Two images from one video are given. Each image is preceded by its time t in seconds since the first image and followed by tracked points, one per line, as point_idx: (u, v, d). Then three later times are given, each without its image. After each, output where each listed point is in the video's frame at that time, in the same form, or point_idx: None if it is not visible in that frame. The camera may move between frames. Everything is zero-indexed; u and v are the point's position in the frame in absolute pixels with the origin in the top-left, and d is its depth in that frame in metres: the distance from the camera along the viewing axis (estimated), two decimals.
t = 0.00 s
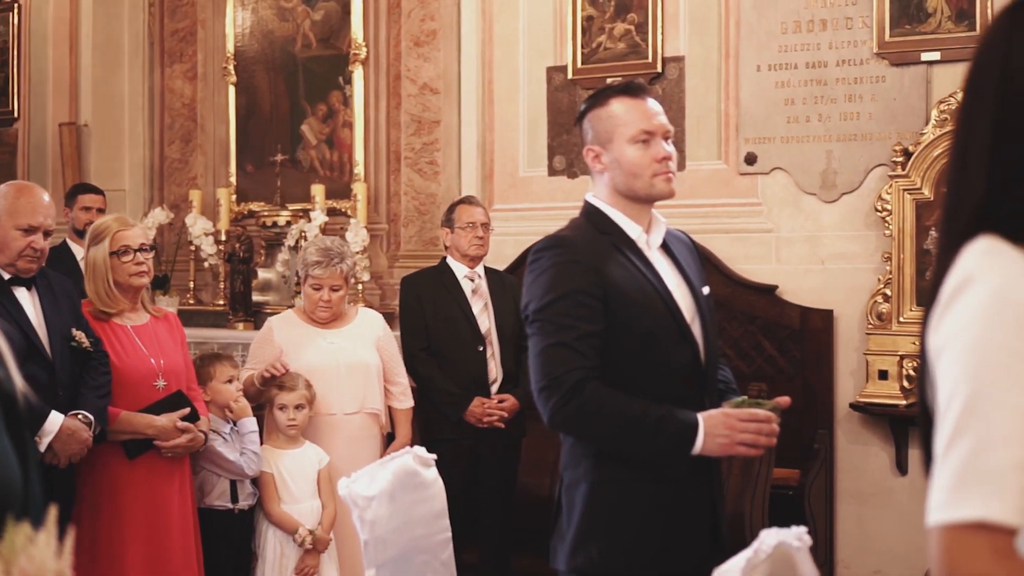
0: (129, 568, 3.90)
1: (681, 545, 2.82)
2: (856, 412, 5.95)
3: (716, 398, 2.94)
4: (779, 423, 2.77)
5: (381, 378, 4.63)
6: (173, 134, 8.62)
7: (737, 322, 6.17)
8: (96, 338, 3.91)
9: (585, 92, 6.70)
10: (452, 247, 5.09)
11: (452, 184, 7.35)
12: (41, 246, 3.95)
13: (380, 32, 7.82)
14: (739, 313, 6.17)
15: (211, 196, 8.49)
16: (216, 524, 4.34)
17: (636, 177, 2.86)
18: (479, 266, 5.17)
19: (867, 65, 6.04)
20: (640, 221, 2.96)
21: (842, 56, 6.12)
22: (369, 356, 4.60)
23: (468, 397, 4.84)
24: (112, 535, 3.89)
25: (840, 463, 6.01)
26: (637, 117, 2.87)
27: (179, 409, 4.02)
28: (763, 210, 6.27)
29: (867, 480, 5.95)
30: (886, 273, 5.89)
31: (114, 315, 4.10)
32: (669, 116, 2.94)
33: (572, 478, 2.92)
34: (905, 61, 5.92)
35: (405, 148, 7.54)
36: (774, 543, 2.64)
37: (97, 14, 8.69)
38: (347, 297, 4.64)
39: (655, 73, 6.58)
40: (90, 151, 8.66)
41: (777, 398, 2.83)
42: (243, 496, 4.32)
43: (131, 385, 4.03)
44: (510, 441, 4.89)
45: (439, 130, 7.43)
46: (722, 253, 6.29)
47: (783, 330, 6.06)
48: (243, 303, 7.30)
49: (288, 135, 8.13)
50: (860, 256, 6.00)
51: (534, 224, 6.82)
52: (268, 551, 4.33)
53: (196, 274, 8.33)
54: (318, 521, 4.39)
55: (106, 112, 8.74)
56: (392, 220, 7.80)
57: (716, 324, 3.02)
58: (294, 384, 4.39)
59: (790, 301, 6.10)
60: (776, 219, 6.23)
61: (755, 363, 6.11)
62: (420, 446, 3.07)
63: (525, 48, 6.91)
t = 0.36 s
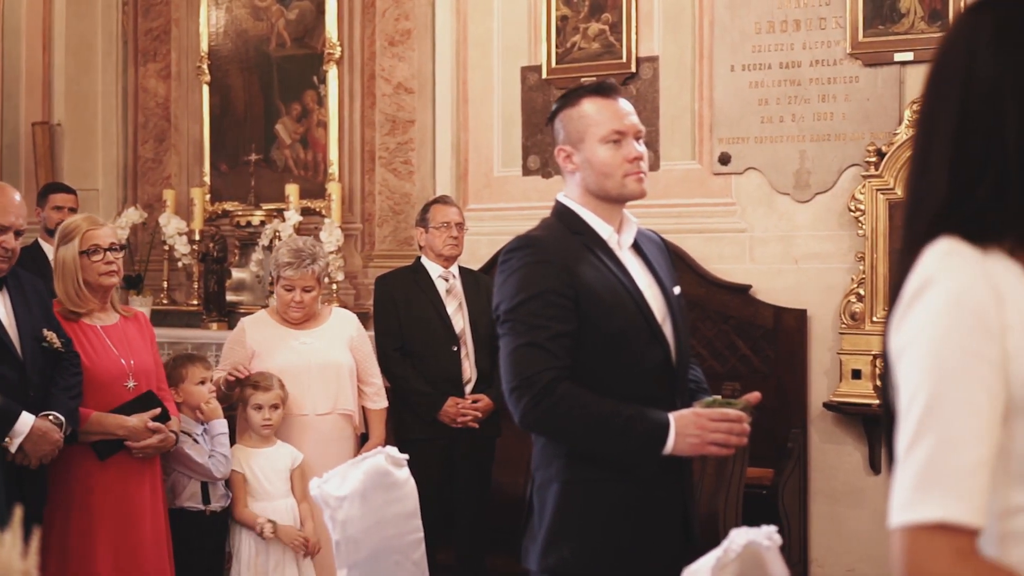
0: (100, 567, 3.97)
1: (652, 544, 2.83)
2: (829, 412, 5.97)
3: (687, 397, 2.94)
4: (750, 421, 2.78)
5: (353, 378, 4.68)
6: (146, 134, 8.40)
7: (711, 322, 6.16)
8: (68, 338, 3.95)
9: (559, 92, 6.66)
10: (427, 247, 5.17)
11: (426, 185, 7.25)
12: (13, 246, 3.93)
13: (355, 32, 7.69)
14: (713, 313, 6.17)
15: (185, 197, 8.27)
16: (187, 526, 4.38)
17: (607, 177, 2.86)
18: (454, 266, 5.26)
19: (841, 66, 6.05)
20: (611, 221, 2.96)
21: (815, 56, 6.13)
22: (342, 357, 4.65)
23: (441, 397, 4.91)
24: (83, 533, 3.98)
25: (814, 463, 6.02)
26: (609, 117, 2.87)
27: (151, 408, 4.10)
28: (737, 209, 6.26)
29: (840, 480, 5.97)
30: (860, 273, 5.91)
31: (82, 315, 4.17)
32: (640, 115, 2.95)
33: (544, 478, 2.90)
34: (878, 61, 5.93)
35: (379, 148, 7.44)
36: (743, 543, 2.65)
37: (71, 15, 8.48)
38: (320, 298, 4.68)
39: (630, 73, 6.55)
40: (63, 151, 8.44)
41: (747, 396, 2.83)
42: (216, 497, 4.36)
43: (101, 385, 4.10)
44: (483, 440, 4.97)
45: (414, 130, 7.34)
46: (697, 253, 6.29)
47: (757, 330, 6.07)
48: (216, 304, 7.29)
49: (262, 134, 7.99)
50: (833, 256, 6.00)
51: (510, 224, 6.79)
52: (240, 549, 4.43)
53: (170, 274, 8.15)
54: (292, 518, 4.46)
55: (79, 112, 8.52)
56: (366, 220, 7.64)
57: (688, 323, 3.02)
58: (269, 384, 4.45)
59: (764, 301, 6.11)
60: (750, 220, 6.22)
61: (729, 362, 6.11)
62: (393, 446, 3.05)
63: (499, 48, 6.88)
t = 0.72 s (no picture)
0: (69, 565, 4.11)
1: (625, 543, 2.82)
2: (803, 412, 5.98)
3: (659, 398, 2.94)
4: (722, 422, 2.80)
5: (325, 378, 4.74)
6: (118, 133, 8.25)
7: (686, 323, 6.17)
8: (37, 339, 3.97)
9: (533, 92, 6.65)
10: (402, 247, 5.23)
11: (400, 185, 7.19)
12: None
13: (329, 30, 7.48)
14: (688, 313, 6.18)
15: (158, 197, 8.10)
16: (162, 528, 4.42)
17: (579, 177, 2.86)
18: (428, 266, 5.32)
19: (815, 66, 6.03)
20: (584, 221, 2.95)
21: (789, 56, 6.10)
22: (314, 358, 4.71)
23: (415, 398, 4.98)
24: (51, 534, 4.11)
25: (788, 463, 6.02)
26: (581, 117, 2.88)
27: (120, 410, 4.16)
28: (710, 209, 6.25)
29: (814, 479, 5.97)
30: (833, 273, 5.89)
31: (51, 315, 4.24)
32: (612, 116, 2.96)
33: (516, 479, 2.88)
34: (852, 61, 5.91)
35: (353, 147, 7.40)
36: (715, 542, 2.66)
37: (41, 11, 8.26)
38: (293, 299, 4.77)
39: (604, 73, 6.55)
40: (33, 150, 8.27)
41: (720, 394, 2.86)
42: (191, 499, 4.37)
43: (70, 386, 4.17)
44: (456, 440, 5.04)
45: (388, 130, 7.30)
46: (672, 253, 6.29)
47: (731, 331, 6.08)
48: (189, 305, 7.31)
49: (235, 134, 7.80)
50: (807, 256, 6.01)
51: (485, 223, 6.79)
52: (215, 554, 4.38)
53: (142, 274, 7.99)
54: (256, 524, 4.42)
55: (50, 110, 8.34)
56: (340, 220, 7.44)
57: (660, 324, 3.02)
58: (249, 387, 4.47)
59: (738, 301, 6.12)
60: (724, 220, 6.22)
61: (704, 362, 6.12)
62: (366, 447, 3.05)
63: (473, 49, 6.87)
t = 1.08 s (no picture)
0: (42, 565, 4.10)
1: (598, 543, 2.82)
2: (778, 412, 5.99)
3: (632, 398, 2.95)
4: (695, 422, 2.81)
5: (301, 379, 4.77)
6: (92, 133, 8.17)
7: (661, 323, 6.20)
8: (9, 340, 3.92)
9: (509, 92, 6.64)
10: (377, 248, 5.23)
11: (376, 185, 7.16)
12: None
13: (304, 31, 7.46)
14: (663, 313, 6.20)
15: (132, 197, 8.05)
16: (133, 528, 4.46)
17: (552, 178, 2.88)
18: (403, 266, 5.32)
19: (789, 67, 6.03)
20: (557, 221, 2.96)
21: (764, 57, 6.10)
22: (289, 358, 4.74)
23: (391, 398, 4.98)
24: (24, 534, 4.10)
25: (762, 463, 6.04)
26: (554, 118, 2.90)
27: (92, 410, 4.16)
28: (685, 210, 6.27)
29: (789, 479, 5.99)
30: (808, 274, 5.91)
31: (23, 315, 4.22)
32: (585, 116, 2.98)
33: (489, 479, 2.87)
34: (826, 62, 5.93)
35: (329, 148, 7.39)
36: (688, 542, 2.68)
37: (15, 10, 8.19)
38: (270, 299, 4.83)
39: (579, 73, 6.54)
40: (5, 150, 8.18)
41: (693, 395, 2.87)
42: (162, 501, 4.40)
43: (42, 387, 4.15)
44: (432, 439, 5.05)
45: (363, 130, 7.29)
46: (647, 254, 6.30)
47: (706, 332, 6.10)
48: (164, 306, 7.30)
49: (209, 134, 7.77)
50: (782, 256, 6.02)
51: (461, 224, 6.80)
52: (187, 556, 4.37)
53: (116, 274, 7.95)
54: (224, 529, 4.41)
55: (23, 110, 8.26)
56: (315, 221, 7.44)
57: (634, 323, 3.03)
58: (224, 388, 4.50)
59: (712, 301, 6.13)
60: (699, 220, 6.23)
61: (679, 362, 6.14)
62: (339, 448, 3.02)
63: (448, 49, 6.86)
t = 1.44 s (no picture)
0: (17, 565, 4.13)
1: (572, 541, 2.83)
2: (753, 412, 6.00)
3: (605, 397, 2.95)
4: (668, 422, 2.82)
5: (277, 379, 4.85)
6: (67, 133, 8.03)
7: (637, 323, 6.20)
8: None
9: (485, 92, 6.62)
10: (353, 249, 5.26)
11: (353, 186, 7.10)
12: None
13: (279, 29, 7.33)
14: (639, 313, 6.21)
15: (107, 198, 7.94)
16: (111, 526, 4.41)
17: (526, 178, 2.89)
18: (379, 267, 5.33)
19: (765, 67, 6.05)
20: (531, 221, 2.96)
21: (739, 57, 6.12)
22: (266, 358, 4.83)
23: (367, 399, 4.99)
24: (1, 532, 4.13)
25: (738, 463, 6.05)
26: (527, 118, 2.91)
27: (67, 410, 4.15)
28: (661, 211, 6.27)
29: (764, 479, 6.01)
30: (783, 274, 5.93)
31: None
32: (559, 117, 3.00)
33: (463, 478, 2.87)
34: (801, 62, 5.95)
35: (304, 148, 7.27)
36: (661, 542, 2.69)
37: None
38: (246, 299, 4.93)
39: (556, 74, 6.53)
40: None
41: (666, 395, 2.87)
42: (141, 500, 4.36)
43: (17, 387, 4.15)
44: (407, 439, 5.06)
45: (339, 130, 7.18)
46: (623, 254, 6.31)
47: (682, 332, 6.11)
48: (139, 306, 7.26)
49: (185, 134, 7.63)
50: (757, 257, 6.03)
51: (436, 224, 6.78)
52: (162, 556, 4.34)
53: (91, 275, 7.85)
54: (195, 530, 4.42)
55: None
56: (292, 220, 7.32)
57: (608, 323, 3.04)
58: (200, 388, 4.56)
59: (688, 301, 6.14)
60: (674, 221, 6.24)
61: (655, 362, 6.15)
62: (314, 449, 3.01)
63: (424, 49, 6.84)
